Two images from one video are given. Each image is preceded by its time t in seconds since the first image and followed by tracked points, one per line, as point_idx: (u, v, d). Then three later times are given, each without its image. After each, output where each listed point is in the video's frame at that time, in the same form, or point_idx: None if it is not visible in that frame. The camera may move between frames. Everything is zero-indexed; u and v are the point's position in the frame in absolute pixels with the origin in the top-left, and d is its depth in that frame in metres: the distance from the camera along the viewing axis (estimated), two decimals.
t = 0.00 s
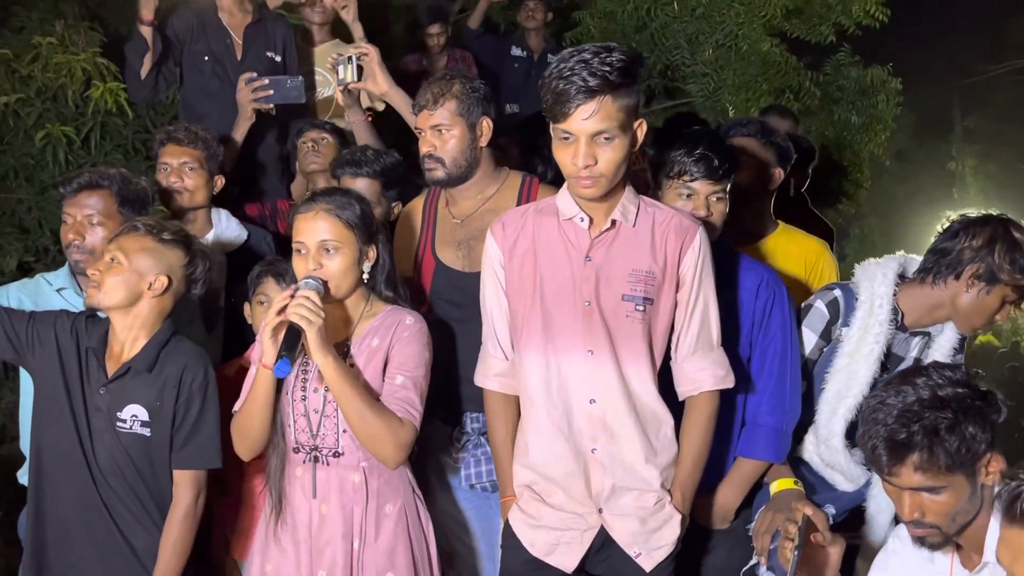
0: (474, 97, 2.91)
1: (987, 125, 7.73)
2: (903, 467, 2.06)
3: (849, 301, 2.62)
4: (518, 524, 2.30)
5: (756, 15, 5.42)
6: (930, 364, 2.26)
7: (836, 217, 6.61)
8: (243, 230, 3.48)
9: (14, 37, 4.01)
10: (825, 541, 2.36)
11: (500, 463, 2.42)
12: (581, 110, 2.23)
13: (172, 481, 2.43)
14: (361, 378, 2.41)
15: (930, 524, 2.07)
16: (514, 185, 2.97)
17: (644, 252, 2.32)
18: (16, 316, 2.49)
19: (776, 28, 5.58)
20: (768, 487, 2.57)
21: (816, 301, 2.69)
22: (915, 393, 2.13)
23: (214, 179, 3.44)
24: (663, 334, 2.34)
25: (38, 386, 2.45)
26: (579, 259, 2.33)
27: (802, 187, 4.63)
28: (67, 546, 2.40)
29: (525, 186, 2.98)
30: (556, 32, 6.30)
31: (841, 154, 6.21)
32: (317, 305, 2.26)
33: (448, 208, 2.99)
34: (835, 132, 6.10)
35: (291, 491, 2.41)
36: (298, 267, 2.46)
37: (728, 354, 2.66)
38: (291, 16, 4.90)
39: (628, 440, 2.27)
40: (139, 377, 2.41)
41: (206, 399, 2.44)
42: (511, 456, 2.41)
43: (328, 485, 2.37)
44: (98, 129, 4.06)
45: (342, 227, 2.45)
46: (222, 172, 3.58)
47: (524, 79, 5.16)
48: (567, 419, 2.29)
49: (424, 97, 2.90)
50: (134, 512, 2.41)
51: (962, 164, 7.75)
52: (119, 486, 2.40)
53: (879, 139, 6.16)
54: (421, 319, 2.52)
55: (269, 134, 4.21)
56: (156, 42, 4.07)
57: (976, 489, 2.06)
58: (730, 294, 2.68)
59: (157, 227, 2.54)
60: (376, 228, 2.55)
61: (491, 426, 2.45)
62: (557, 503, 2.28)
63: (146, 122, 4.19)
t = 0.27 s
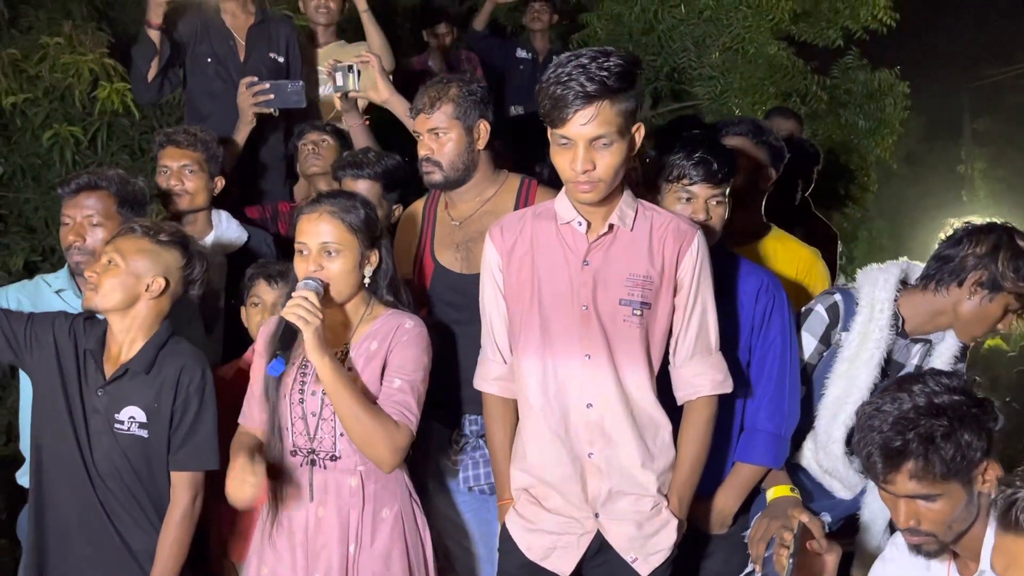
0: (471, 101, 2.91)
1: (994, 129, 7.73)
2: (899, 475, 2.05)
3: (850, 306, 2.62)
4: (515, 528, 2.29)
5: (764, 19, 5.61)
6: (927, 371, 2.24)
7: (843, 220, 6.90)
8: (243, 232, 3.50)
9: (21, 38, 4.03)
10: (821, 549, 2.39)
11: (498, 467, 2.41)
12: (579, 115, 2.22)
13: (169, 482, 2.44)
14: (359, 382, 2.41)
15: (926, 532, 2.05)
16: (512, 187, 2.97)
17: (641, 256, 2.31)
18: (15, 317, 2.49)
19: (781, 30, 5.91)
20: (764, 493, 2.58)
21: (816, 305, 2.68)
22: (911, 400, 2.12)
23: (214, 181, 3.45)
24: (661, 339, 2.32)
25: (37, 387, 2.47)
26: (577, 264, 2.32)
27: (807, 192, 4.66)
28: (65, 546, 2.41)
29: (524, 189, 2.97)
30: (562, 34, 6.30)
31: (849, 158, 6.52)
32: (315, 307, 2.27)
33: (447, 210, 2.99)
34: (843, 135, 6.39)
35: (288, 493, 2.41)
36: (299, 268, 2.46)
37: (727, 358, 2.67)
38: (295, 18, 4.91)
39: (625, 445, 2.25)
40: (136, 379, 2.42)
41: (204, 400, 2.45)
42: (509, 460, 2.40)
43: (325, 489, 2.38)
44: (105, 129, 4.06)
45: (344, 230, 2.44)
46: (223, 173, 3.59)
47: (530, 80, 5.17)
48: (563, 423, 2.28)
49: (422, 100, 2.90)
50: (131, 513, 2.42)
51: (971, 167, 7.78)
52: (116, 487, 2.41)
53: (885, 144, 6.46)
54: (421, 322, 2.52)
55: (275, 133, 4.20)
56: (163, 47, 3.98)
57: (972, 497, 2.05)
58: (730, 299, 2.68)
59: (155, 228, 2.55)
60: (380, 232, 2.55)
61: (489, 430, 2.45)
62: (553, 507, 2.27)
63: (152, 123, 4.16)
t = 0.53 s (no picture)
0: (477, 105, 2.91)
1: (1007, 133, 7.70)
2: (903, 482, 2.05)
3: (854, 313, 2.62)
4: (519, 532, 2.29)
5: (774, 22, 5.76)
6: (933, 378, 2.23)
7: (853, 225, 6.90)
8: (250, 234, 3.52)
9: (34, 40, 4.06)
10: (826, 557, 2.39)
11: (503, 470, 2.41)
12: (586, 119, 2.22)
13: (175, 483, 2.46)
14: (364, 386, 2.42)
15: (931, 540, 2.06)
16: (519, 191, 2.97)
17: (647, 261, 2.30)
18: (22, 318, 2.51)
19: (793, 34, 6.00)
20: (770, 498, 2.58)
21: (821, 312, 2.69)
22: (915, 407, 2.10)
23: (222, 183, 3.47)
24: (667, 344, 2.32)
25: (44, 388, 2.48)
26: (583, 268, 2.32)
27: (816, 198, 4.65)
28: (72, 546, 2.42)
29: (530, 193, 2.97)
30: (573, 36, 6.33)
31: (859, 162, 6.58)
32: (320, 310, 2.29)
33: (454, 213, 2.99)
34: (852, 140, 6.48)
35: (292, 496, 2.42)
36: (306, 270, 2.46)
37: (733, 362, 2.65)
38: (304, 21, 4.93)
39: (630, 449, 2.25)
40: (142, 380, 2.43)
41: (209, 402, 2.46)
42: (514, 464, 2.40)
43: (329, 492, 2.38)
44: (116, 131, 4.10)
45: (352, 233, 2.45)
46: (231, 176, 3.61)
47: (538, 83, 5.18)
48: (568, 427, 2.28)
49: (428, 104, 2.91)
50: (138, 514, 2.43)
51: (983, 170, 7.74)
52: (122, 488, 2.43)
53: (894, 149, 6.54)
54: (426, 326, 2.52)
55: (281, 140, 4.22)
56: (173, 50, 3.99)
57: (977, 506, 2.04)
58: (736, 304, 2.67)
59: (161, 230, 2.56)
60: (387, 236, 2.55)
61: (494, 434, 2.45)
62: (558, 511, 2.27)
63: (163, 124, 4.17)
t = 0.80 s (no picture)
0: (487, 107, 2.91)
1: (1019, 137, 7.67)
2: (912, 486, 2.05)
3: (851, 312, 2.65)
4: (529, 534, 2.29)
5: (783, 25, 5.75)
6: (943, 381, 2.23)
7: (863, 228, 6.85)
8: (261, 235, 3.53)
9: (48, 41, 4.08)
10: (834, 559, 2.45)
11: (512, 472, 2.41)
12: (600, 122, 2.22)
13: (186, 482, 2.47)
14: (372, 387, 2.43)
15: (939, 544, 2.05)
16: (529, 193, 2.97)
17: (658, 263, 2.30)
18: (34, 317, 2.52)
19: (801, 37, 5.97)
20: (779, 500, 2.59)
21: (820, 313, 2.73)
22: (923, 410, 2.11)
23: (233, 184, 3.49)
24: (677, 346, 2.32)
25: (56, 387, 2.50)
26: (593, 270, 2.32)
27: (825, 199, 4.61)
28: (83, 545, 2.44)
29: (540, 195, 2.97)
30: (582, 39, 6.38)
31: (869, 166, 6.56)
32: (330, 310, 2.29)
33: (463, 216, 2.99)
34: (862, 143, 6.47)
35: (302, 497, 2.43)
36: (317, 270, 2.47)
37: (743, 365, 2.65)
38: (315, 23, 4.95)
39: (640, 451, 2.25)
40: (154, 380, 2.45)
41: (220, 403, 2.48)
42: (523, 465, 2.40)
43: (338, 492, 2.39)
44: (128, 132, 4.09)
45: (364, 235, 2.45)
46: (242, 177, 3.63)
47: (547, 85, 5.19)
48: (579, 429, 2.28)
49: (439, 106, 2.92)
50: (148, 513, 2.45)
51: (995, 173, 7.47)
52: (133, 487, 2.44)
53: (905, 153, 6.55)
54: (433, 327, 2.53)
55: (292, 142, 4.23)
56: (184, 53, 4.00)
57: (986, 509, 2.03)
58: (745, 307, 2.67)
59: (173, 232, 2.58)
60: (398, 239, 2.56)
61: (503, 435, 2.45)
62: (568, 512, 2.27)
63: (175, 125, 4.18)
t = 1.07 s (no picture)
0: (496, 109, 2.91)
1: None
2: (921, 491, 2.05)
3: (846, 313, 2.75)
4: (539, 537, 2.29)
5: (791, 28, 5.78)
6: (953, 386, 2.22)
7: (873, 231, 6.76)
8: (271, 237, 3.55)
9: (60, 43, 4.09)
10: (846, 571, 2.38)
11: (522, 475, 2.41)
12: (614, 125, 2.22)
13: (196, 484, 2.48)
14: (382, 389, 2.44)
15: (949, 549, 2.06)
16: (540, 195, 2.97)
17: (669, 266, 2.30)
18: (46, 318, 2.53)
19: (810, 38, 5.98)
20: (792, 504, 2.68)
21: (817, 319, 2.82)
22: (932, 416, 2.10)
23: (243, 187, 3.50)
24: (688, 349, 2.32)
25: (68, 388, 2.51)
26: (604, 273, 2.32)
27: (835, 203, 4.67)
28: (94, 546, 2.45)
29: (551, 197, 2.97)
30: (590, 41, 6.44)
31: (878, 168, 6.56)
32: (340, 311, 2.29)
33: (475, 219, 2.99)
34: (871, 145, 6.49)
35: (311, 499, 2.43)
36: (327, 272, 2.47)
37: (753, 369, 2.65)
38: (324, 25, 4.96)
39: (651, 454, 2.25)
40: (164, 382, 2.46)
41: (231, 405, 2.49)
42: (533, 468, 2.40)
43: (348, 494, 2.40)
44: (139, 134, 4.13)
45: (375, 239, 2.46)
46: (253, 180, 3.64)
47: (556, 87, 5.19)
48: (589, 432, 2.28)
49: (447, 109, 2.93)
50: (159, 515, 2.46)
51: (1008, 176, 7.30)
52: (143, 488, 2.45)
53: (915, 154, 6.50)
54: (441, 329, 2.54)
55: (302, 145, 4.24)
56: (193, 57, 4.02)
57: (996, 515, 2.02)
58: (755, 310, 2.67)
59: (185, 234, 2.58)
60: (410, 244, 2.57)
61: (513, 438, 2.46)
62: (578, 516, 2.27)
63: (184, 127, 4.22)
